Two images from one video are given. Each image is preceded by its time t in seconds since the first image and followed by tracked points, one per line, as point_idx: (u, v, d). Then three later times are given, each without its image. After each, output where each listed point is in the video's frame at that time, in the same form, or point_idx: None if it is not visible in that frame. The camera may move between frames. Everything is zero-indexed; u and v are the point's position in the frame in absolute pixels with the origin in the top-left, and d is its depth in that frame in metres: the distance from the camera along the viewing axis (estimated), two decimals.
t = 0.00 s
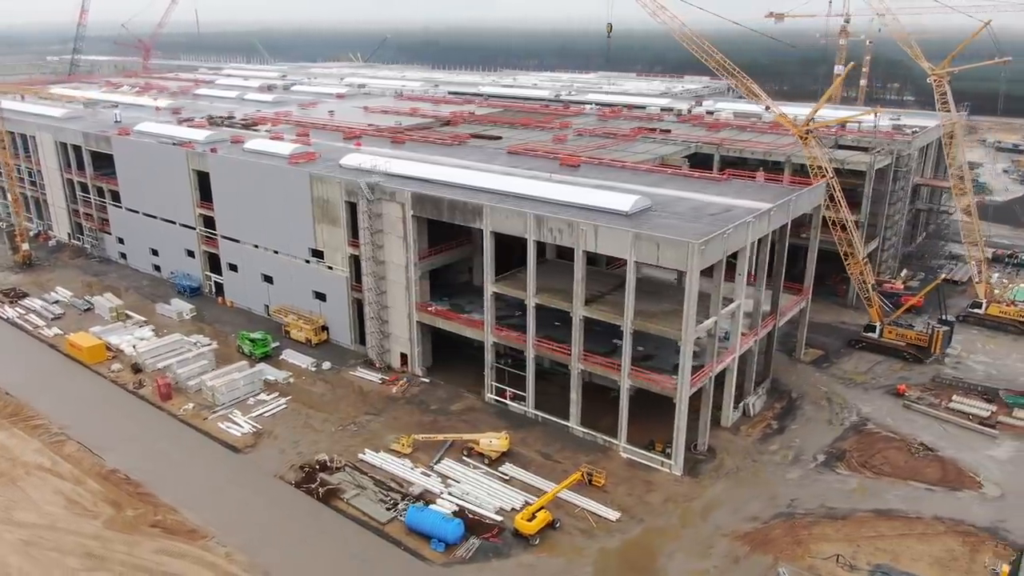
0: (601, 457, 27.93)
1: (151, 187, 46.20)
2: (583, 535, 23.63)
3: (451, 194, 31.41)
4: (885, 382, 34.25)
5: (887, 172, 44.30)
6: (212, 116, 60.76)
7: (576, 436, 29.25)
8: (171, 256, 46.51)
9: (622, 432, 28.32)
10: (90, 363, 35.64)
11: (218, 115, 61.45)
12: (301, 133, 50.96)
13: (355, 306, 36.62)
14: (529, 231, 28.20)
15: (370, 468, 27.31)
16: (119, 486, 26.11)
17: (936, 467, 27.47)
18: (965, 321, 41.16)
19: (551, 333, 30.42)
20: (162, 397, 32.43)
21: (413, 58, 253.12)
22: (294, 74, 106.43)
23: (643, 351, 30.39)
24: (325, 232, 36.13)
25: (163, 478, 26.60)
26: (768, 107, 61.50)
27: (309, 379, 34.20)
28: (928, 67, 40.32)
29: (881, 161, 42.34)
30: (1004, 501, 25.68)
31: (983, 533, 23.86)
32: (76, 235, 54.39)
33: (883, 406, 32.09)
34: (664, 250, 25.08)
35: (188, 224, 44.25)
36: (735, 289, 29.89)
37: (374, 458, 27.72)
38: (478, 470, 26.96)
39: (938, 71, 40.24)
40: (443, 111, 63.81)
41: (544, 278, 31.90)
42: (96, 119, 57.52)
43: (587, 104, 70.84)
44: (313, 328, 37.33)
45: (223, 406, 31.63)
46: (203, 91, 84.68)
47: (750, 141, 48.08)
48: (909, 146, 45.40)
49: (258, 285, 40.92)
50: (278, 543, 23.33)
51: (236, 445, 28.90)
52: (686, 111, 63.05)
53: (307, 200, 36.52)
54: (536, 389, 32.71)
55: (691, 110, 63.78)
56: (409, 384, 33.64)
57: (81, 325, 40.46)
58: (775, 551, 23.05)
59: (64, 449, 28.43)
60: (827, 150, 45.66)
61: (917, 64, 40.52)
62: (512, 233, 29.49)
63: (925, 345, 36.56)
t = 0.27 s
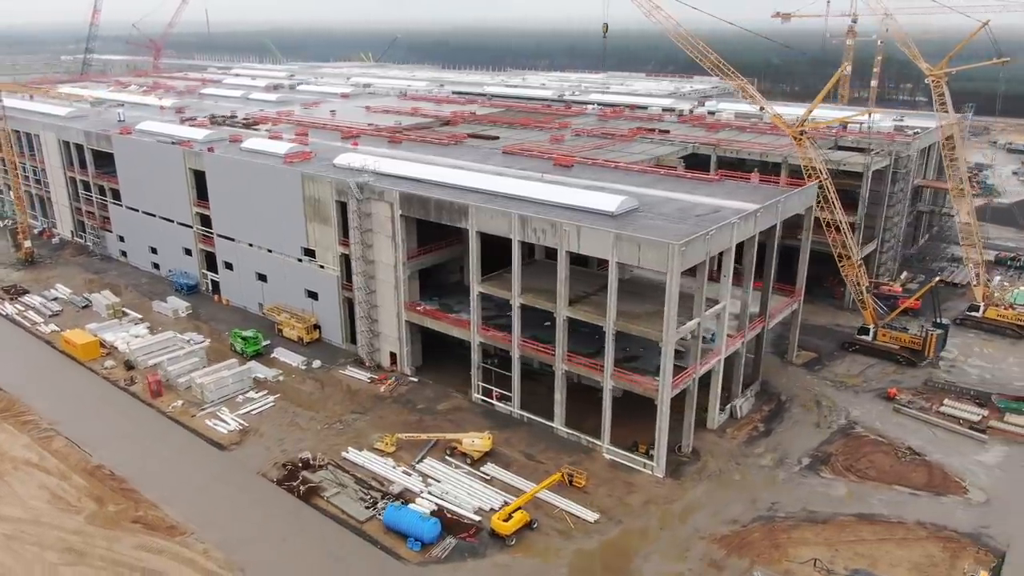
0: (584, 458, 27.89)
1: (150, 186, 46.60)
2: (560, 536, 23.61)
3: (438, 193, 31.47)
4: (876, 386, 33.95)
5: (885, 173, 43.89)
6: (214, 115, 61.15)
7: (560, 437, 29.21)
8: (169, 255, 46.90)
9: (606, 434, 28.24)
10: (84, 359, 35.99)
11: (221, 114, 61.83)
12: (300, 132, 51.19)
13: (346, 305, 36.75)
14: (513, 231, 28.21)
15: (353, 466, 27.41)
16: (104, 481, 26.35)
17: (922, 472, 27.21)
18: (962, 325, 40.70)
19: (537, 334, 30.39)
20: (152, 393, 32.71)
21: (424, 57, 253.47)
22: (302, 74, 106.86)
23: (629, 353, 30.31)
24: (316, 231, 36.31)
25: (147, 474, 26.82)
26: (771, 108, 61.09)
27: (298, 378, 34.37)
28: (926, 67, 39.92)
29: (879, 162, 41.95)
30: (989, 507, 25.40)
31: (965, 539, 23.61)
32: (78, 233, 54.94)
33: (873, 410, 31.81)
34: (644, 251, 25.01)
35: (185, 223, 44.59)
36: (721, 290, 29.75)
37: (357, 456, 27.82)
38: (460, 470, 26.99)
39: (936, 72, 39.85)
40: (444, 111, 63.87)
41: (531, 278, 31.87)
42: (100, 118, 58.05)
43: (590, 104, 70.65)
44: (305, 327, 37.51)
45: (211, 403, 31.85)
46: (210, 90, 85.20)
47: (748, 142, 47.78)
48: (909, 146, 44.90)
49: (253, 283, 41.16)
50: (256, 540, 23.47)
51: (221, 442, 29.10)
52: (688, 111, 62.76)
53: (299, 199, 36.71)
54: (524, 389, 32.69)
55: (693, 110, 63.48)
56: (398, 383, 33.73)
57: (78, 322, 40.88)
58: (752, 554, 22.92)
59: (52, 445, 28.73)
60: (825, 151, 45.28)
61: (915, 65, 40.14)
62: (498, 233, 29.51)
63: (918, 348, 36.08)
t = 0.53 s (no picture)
0: (567, 458, 27.85)
1: (150, 184, 47.03)
2: (538, 537, 23.60)
3: (427, 193, 31.55)
4: (869, 389, 33.64)
5: (885, 175, 43.43)
6: (218, 115, 61.58)
7: (545, 438, 29.18)
8: (169, 252, 47.32)
9: (590, 435, 28.18)
10: (80, 355, 36.40)
11: (225, 113, 62.25)
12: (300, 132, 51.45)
13: (338, 303, 36.92)
14: (498, 231, 28.22)
15: (337, 464, 27.54)
16: (90, 477, 26.64)
17: (909, 477, 26.94)
18: (961, 328, 40.24)
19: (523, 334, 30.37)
20: (144, 390, 33.02)
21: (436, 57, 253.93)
22: (311, 74, 107.36)
23: (616, 354, 30.22)
24: (309, 230, 36.51)
25: (133, 470, 27.08)
26: (774, 109, 60.65)
27: (289, 376, 34.57)
28: (925, 68, 39.48)
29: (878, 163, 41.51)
30: (974, 513, 25.11)
31: (947, 545, 23.35)
32: (82, 231, 55.54)
33: (863, 413, 31.52)
34: (626, 252, 24.93)
35: (184, 221, 44.97)
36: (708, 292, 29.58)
37: (341, 455, 27.94)
38: (442, 469, 27.02)
39: (935, 73, 39.42)
40: (446, 111, 63.96)
41: (520, 279, 31.85)
42: (106, 117, 58.64)
43: (594, 104, 70.46)
44: (298, 325, 37.71)
45: (201, 400, 32.10)
46: (218, 90, 85.81)
47: (747, 142, 47.47)
48: (910, 147, 44.40)
49: (249, 282, 41.44)
50: (235, 536, 23.64)
51: (208, 439, 29.33)
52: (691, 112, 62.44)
53: (293, 199, 36.93)
54: (512, 389, 32.69)
55: (696, 111, 63.15)
56: (387, 382, 33.84)
57: (77, 318, 41.34)
58: (729, 557, 22.80)
59: (43, 440, 29.09)
60: (824, 152, 44.91)
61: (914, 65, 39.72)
62: (484, 233, 29.52)
63: (913, 351, 35.77)
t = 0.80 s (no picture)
0: (550, 459, 27.82)
1: (150, 182, 47.43)
2: (514, 537, 23.58)
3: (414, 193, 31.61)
4: (859, 392, 33.36)
5: (883, 176, 43.03)
6: (221, 114, 62.00)
7: (529, 438, 29.17)
8: (168, 250, 47.71)
9: (573, 436, 28.13)
10: (74, 352, 36.78)
11: (227, 113, 62.66)
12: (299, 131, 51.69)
13: (329, 302, 37.07)
14: (482, 231, 28.23)
15: (320, 462, 27.66)
16: (75, 472, 26.91)
17: (893, 481, 26.70)
18: (958, 332, 39.83)
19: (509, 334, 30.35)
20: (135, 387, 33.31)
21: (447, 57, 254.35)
22: (318, 74, 107.88)
23: (601, 355, 30.15)
24: (301, 228, 36.71)
25: (118, 466, 27.33)
26: (777, 109, 60.25)
27: (279, 374, 34.75)
28: (922, 68, 39.25)
29: (875, 164, 41.14)
30: (958, 518, 24.83)
31: (927, 550, 23.12)
32: (85, 229, 56.11)
33: (852, 417, 31.27)
34: (606, 253, 24.85)
35: (182, 219, 45.33)
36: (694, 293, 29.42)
37: (324, 453, 28.07)
38: (424, 469, 27.07)
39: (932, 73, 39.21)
40: (447, 111, 64.05)
41: (507, 279, 31.83)
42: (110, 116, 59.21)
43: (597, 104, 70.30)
44: (290, 324, 37.90)
45: (190, 398, 32.35)
46: (224, 89, 86.40)
47: (745, 143, 47.21)
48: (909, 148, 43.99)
49: (244, 280, 41.71)
50: (214, 533, 23.80)
51: (195, 436, 29.55)
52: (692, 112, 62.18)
53: (285, 198, 37.14)
54: (499, 389, 32.69)
55: (698, 111, 62.87)
56: (376, 381, 33.94)
57: (75, 315, 41.77)
58: (705, 560, 22.70)
59: (32, 435, 29.43)
60: (822, 153, 44.57)
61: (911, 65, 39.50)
62: (470, 233, 29.55)
63: (906, 355, 35.46)
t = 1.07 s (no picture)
0: (532, 460, 27.82)
1: (149, 181, 47.84)
2: (491, 537, 23.60)
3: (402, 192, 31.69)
4: (849, 395, 33.10)
5: (881, 177, 42.65)
6: (223, 113, 62.41)
7: (512, 438, 29.18)
8: (166, 249, 48.10)
9: (555, 436, 28.10)
10: (69, 349, 37.18)
11: (230, 112, 63.06)
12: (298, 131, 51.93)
13: (320, 301, 37.23)
14: (466, 231, 28.25)
15: (302, 460, 27.81)
16: (61, 468, 27.20)
17: (876, 485, 26.49)
18: (953, 335, 39.43)
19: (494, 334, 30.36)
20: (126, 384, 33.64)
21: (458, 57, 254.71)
22: (326, 74, 108.37)
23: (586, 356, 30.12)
24: (293, 227, 36.91)
25: (104, 462, 27.60)
26: (778, 110, 59.86)
27: (269, 372, 34.96)
28: (919, 68, 39.20)
29: (871, 165, 40.79)
30: (940, 523, 24.59)
31: (906, 556, 22.91)
32: (88, 227, 56.68)
33: (840, 420, 31.04)
34: (586, 253, 24.81)
35: (180, 218, 45.69)
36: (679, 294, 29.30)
37: (307, 451, 28.22)
38: (406, 468, 27.15)
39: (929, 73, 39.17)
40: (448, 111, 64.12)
41: (493, 279, 31.85)
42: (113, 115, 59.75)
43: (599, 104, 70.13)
44: (282, 322, 38.11)
45: (180, 395, 32.62)
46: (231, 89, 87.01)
47: (742, 144, 46.95)
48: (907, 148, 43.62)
49: (239, 278, 41.99)
50: (193, 530, 23.98)
51: (181, 433, 29.78)
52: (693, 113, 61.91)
53: (277, 197, 37.36)
54: (486, 389, 32.72)
55: (699, 112, 62.59)
56: (364, 380, 34.07)
57: (72, 312, 42.21)
58: (681, 562, 22.63)
59: (21, 431, 29.78)
60: (819, 154, 44.24)
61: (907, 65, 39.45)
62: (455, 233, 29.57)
63: (899, 357, 35.14)
